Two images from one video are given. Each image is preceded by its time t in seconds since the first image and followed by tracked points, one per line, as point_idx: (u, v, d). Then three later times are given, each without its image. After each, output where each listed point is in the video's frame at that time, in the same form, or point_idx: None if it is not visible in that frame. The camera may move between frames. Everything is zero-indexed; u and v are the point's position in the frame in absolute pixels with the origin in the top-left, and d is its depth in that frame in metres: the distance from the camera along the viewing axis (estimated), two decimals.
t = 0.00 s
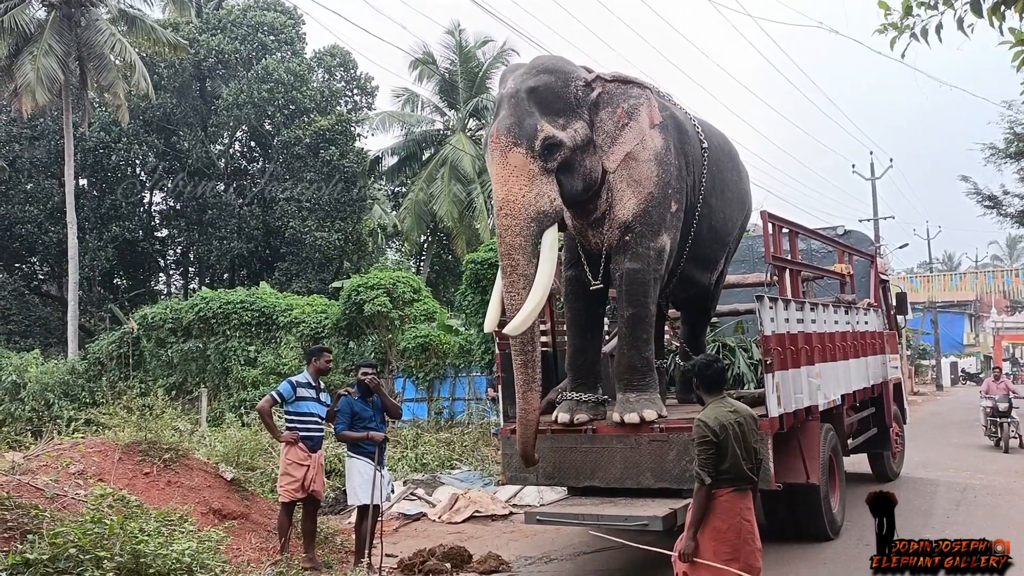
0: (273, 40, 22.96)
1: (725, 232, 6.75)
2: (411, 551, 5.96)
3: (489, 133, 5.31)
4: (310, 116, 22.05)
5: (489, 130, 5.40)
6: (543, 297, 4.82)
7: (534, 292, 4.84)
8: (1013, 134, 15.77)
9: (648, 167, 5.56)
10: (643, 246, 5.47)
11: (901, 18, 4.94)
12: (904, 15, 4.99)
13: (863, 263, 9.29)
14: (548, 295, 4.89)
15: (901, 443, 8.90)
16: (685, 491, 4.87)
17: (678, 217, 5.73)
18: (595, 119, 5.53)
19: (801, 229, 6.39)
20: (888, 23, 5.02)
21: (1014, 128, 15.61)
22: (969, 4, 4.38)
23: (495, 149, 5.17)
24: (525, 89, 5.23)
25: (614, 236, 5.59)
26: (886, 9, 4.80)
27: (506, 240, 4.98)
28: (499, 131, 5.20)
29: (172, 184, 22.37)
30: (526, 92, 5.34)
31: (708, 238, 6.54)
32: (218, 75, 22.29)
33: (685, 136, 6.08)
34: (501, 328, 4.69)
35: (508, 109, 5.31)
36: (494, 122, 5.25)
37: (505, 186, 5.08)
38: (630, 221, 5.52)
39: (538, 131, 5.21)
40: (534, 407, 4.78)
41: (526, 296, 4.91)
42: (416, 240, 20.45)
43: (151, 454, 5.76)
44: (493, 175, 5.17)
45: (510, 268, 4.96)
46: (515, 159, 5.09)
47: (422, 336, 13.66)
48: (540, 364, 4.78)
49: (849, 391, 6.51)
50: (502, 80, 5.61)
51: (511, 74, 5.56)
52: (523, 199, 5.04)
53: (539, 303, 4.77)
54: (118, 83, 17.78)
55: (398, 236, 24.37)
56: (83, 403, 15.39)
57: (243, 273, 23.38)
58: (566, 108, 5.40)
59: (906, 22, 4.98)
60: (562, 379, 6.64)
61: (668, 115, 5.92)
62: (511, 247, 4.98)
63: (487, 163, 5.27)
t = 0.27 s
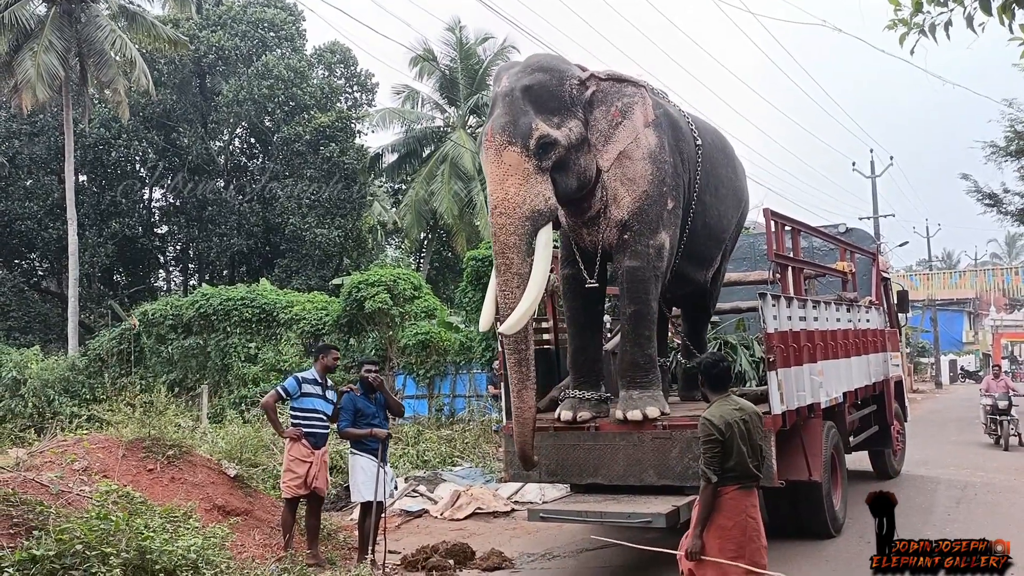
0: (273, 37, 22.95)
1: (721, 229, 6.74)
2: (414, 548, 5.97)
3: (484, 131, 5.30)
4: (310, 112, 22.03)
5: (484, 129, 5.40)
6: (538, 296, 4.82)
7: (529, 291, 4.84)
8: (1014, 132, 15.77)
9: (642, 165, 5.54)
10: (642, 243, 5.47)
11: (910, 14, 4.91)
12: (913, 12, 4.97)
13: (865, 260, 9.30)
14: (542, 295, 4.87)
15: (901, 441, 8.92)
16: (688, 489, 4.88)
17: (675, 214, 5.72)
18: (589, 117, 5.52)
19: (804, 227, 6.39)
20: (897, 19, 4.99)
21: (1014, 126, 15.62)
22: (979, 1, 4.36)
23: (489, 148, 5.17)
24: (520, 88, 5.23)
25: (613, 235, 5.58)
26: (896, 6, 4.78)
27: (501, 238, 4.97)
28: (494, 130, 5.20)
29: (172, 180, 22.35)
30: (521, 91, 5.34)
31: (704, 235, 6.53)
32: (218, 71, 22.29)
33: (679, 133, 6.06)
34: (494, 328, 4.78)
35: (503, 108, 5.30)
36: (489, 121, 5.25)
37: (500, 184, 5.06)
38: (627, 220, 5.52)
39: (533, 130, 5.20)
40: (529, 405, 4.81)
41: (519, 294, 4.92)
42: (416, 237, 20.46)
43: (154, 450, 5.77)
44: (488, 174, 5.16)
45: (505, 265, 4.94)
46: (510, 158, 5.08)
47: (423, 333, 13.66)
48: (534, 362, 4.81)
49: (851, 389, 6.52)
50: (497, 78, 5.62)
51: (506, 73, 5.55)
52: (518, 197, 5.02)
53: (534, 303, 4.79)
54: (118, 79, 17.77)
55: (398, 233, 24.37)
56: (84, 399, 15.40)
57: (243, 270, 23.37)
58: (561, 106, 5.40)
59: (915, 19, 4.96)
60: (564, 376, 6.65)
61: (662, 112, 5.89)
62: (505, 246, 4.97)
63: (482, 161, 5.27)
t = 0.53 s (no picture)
0: (273, 35, 22.95)
1: (716, 230, 6.73)
2: (415, 547, 5.98)
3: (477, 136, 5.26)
4: (310, 111, 22.02)
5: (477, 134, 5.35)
6: (535, 301, 4.75)
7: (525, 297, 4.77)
8: (1014, 132, 15.79)
9: (634, 168, 5.53)
10: (641, 244, 5.47)
11: (916, 14, 4.89)
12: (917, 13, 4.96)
13: (865, 260, 9.29)
14: (538, 301, 4.81)
15: (902, 441, 8.93)
16: (689, 488, 4.89)
17: (671, 215, 5.71)
18: (582, 122, 5.53)
19: (804, 227, 6.39)
20: (902, 19, 4.98)
21: (1014, 126, 15.64)
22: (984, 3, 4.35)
23: (484, 153, 5.12)
24: (514, 93, 5.19)
25: (610, 238, 5.58)
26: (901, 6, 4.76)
27: (497, 243, 4.90)
28: (488, 135, 5.16)
29: (172, 178, 22.34)
30: (514, 96, 5.30)
31: (699, 236, 6.50)
32: (218, 70, 22.29)
33: (671, 134, 6.00)
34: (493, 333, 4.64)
35: (496, 112, 5.26)
36: (483, 126, 5.21)
37: (495, 190, 5.02)
38: (623, 222, 5.51)
39: (527, 135, 5.17)
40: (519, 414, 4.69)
41: (514, 300, 4.78)
42: (416, 235, 20.47)
43: (156, 449, 5.78)
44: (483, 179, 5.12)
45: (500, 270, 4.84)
46: (505, 162, 5.04)
47: (423, 331, 13.65)
48: (525, 369, 4.70)
49: (851, 388, 6.53)
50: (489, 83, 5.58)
51: (498, 77, 5.51)
52: (514, 202, 4.98)
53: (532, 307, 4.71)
54: (118, 78, 17.77)
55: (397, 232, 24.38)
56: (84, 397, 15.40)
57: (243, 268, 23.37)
58: (554, 111, 5.37)
59: (919, 20, 4.95)
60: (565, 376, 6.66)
61: (654, 115, 5.88)
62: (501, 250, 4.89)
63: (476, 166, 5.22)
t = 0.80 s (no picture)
0: (273, 35, 22.97)
1: (709, 232, 6.72)
2: (415, 547, 5.99)
3: (470, 144, 5.24)
4: (309, 110, 22.03)
5: (469, 142, 5.33)
6: (530, 309, 4.76)
7: (520, 305, 4.78)
8: (1013, 133, 15.81)
9: (627, 172, 5.52)
10: (638, 246, 5.46)
11: (915, 15, 4.89)
12: (918, 14, 4.96)
13: (864, 261, 9.30)
14: (535, 307, 4.81)
15: (901, 441, 8.94)
16: (688, 488, 4.90)
17: (667, 216, 5.69)
18: (574, 128, 5.51)
19: (803, 227, 6.40)
20: (901, 20, 4.99)
21: (1013, 128, 15.66)
22: (984, 4, 4.36)
23: (477, 162, 5.10)
24: (507, 100, 5.17)
25: (606, 242, 5.57)
26: (900, 7, 4.77)
27: (492, 251, 4.89)
28: (480, 143, 5.13)
29: (171, 178, 22.33)
30: (506, 104, 5.28)
31: (692, 237, 6.50)
32: (218, 70, 22.31)
33: (663, 135, 5.96)
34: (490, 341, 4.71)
35: (489, 120, 5.24)
36: (476, 134, 5.19)
37: (489, 198, 4.99)
38: (619, 225, 5.51)
39: (521, 142, 5.15)
40: (505, 422, 4.61)
41: (508, 308, 4.80)
42: (416, 236, 20.47)
43: (156, 449, 5.78)
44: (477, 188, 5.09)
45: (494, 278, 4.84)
46: (499, 171, 5.01)
47: (422, 332, 13.65)
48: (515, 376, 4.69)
49: (851, 388, 6.54)
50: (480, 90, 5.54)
51: (489, 84, 5.49)
52: (509, 210, 4.96)
53: (528, 315, 4.73)
54: (118, 77, 17.77)
55: (396, 232, 24.38)
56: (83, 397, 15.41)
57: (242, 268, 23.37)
58: (547, 119, 5.36)
59: (918, 21, 4.95)
60: (564, 377, 6.67)
61: (647, 118, 5.85)
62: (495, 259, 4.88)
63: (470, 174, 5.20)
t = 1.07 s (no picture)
0: (272, 35, 22.98)
1: (704, 232, 6.69)
2: (414, 547, 6.00)
3: (465, 150, 5.20)
4: (309, 111, 22.02)
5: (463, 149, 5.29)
6: (527, 318, 4.79)
7: (517, 314, 4.81)
8: (1012, 134, 15.83)
9: (622, 175, 5.49)
10: (636, 249, 5.47)
11: (914, 17, 4.91)
12: (917, 15, 4.96)
13: (863, 262, 9.31)
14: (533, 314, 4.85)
15: (899, 441, 8.96)
16: (688, 489, 4.90)
17: (663, 218, 5.68)
18: (569, 133, 5.46)
19: (801, 228, 6.40)
20: (901, 22, 5.00)
21: (1012, 129, 15.69)
22: (983, 7, 4.37)
23: (472, 169, 5.08)
24: (501, 108, 5.12)
25: (602, 246, 5.58)
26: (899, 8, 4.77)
27: (489, 259, 4.92)
28: (475, 150, 5.10)
29: (170, 178, 22.33)
30: (501, 111, 5.22)
31: (687, 238, 6.48)
32: (218, 70, 22.32)
33: (656, 136, 5.91)
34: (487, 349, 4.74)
35: (483, 128, 5.19)
36: (470, 141, 5.15)
37: (485, 206, 4.99)
38: (616, 228, 5.51)
39: (515, 150, 5.12)
40: (496, 427, 4.59)
41: (504, 314, 4.85)
42: (415, 236, 20.47)
43: (156, 449, 5.78)
44: (472, 196, 5.07)
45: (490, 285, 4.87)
46: (495, 179, 5.00)
47: (421, 332, 13.65)
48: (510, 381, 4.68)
49: (850, 389, 6.55)
50: (474, 94, 5.49)
51: (483, 89, 5.43)
52: (504, 218, 4.97)
53: (524, 325, 4.76)
54: (118, 77, 17.76)
55: (396, 232, 24.38)
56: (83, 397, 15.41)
57: (242, 268, 23.37)
58: (542, 125, 5.31)
59: (918, 22, 4.96)
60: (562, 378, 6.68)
61: (641, 121, 5.81)
62: (491, 266, 4.91)
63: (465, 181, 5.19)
